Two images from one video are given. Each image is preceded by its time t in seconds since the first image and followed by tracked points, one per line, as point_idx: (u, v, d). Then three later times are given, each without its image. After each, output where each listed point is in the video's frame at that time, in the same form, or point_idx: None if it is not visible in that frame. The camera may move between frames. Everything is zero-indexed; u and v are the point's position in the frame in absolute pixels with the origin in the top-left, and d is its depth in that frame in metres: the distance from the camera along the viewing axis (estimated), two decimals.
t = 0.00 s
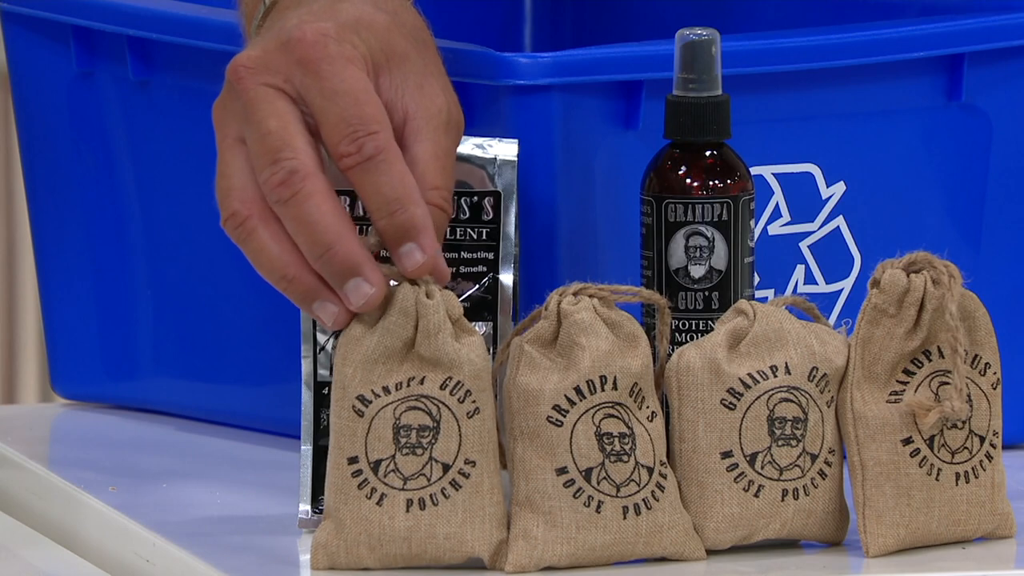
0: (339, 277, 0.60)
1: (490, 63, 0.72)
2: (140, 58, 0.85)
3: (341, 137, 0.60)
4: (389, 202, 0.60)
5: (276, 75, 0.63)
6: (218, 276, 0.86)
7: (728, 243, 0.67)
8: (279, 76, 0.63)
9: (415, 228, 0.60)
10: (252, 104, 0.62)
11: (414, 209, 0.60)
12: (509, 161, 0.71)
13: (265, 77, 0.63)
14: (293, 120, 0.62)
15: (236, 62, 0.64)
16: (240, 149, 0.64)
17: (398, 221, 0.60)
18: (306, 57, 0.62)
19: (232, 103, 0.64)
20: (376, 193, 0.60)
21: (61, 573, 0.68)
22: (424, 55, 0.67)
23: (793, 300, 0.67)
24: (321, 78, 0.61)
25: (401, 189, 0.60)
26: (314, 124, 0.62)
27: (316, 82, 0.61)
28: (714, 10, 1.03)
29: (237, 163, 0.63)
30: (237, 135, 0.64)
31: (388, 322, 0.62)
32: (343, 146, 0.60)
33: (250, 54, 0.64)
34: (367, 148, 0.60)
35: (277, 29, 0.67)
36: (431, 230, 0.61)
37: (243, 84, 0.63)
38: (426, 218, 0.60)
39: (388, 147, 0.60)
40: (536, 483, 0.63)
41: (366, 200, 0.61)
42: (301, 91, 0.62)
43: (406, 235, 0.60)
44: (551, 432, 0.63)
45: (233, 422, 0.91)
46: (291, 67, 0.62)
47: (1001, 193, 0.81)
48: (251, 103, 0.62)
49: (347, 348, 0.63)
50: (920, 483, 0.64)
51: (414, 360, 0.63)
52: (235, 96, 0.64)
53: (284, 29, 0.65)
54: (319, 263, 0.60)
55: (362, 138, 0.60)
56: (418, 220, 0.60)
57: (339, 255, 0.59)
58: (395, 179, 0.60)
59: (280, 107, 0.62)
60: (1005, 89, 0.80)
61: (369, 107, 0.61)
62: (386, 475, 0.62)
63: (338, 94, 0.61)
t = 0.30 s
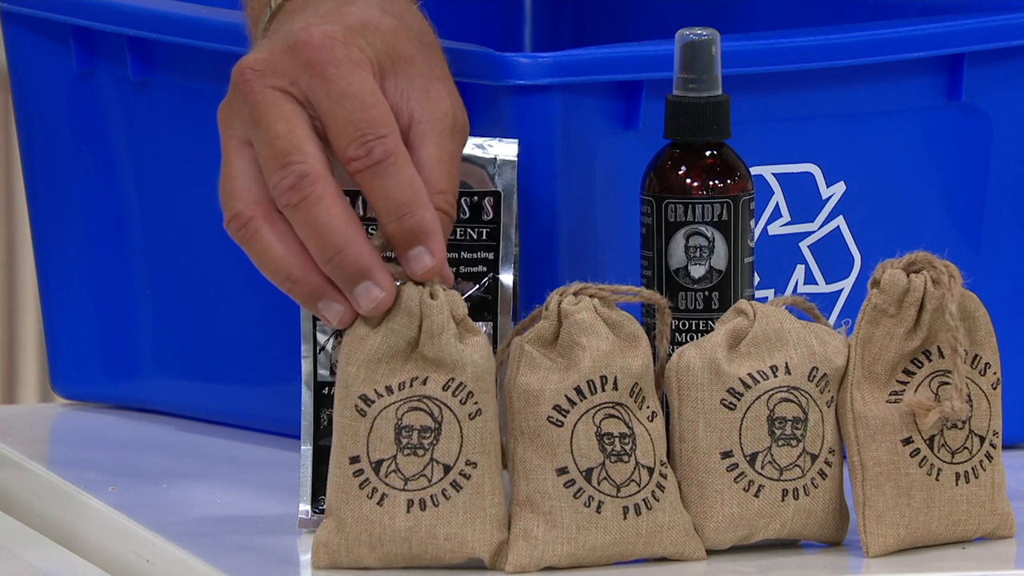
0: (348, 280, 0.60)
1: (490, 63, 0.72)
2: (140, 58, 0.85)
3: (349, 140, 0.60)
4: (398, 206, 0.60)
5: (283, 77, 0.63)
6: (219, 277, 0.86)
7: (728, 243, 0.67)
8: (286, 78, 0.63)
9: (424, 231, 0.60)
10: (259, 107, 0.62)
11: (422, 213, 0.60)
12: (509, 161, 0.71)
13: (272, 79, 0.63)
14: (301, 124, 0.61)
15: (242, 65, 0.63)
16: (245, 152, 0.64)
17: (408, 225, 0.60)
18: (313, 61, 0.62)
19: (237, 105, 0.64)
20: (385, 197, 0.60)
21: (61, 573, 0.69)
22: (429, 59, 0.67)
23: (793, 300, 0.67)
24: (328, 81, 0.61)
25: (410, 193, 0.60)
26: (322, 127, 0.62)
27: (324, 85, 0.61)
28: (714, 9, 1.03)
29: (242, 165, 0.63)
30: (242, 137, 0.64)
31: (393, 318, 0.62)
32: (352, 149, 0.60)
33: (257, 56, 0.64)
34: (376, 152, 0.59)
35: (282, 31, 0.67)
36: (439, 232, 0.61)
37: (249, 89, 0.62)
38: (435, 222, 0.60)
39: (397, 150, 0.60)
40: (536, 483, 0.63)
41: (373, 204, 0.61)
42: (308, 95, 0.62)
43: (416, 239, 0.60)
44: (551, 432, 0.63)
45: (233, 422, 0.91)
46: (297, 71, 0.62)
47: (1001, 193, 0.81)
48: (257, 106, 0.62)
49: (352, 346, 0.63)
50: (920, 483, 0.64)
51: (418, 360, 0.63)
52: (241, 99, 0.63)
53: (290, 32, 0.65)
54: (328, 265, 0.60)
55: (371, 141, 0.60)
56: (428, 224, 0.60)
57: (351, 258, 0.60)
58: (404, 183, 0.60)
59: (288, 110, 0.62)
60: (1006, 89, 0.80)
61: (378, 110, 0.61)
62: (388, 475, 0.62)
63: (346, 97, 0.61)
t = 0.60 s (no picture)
0: (351, 289, 0.60)
1: (489, 63, 0.72)
2: (140, 58, 0.85)
3: (362, 147, 0.60)
4: (408, 215, 0.60)
5: (298, 82, 0.63)
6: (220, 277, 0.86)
7: (728, 243, 0.67)
8: (302, 83, 0.62)
9: (432, 242, 0.60)
10: (272, 110, 0.62)
11: (432, 223, 0.60)
12: (509, 161, 0.71)
13: (286, 83, 0.63)
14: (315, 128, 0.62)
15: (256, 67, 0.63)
16: (252, 153, 0.63)
17: (416, 235, 0.60)
18: (330, 65, 0.62)
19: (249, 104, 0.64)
20: (395, 206, 0.60)
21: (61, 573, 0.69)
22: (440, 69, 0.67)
23: (793, 300, 0.67)
24: (345, 88, 0.61)
25: (420, 202, 0.60)
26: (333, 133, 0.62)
27: (340, 92, 0.61)
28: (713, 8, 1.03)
29: (249, 165, 0.63)
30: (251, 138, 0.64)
31: (394, 325, 0.62)
32: (365, 156, 0.60)
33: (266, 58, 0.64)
34: (390, 160, 0.59)
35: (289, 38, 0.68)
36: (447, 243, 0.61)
37: (263, 91, 0.62)
38: (443, 233, 0.60)
39: (410, 159, 0.60)
40: (536, 483, 0.63)
41: (382, 212, 0.60)
42: (322, 99, 0.62)
43: (424, 249, 0.60)
44: (551, 432, 0.63)
45: (233, 422, 0.91)
46: (312, 75, 0.62)
47: (1002, 193, 0.81)
48: (270, 109, 0.62)
49: (349, 350, 0.63)
50: (920, 483, 0.64)
51: (415, 362, 0.63)
52: (253, 100, 0.63)
53: (308, 37, 0.65)
54: (331, 273, 0.60)
55: (385, 150, 0.60)
56: (436, 235, 0.60)
57: (355, 269, 0.60)
58: (415, 193, 0.60)
59: (300, 115, 0.61)
60: (1006, 89, 0.80)
61: (392, 118, 0.61)
62: (387, 476, 0.62)
63: (360, 104, 0.61)
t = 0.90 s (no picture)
0: (350, 287, 0.60)
1: (489, 63, 0.72)
2: (140, 58, 0.85)
3: (364, 145, 0.60)
4: (407, 215, 0.60)
5: (303, 74, 0.62)
6: (219, 277, 0.86)
7: (728, 243, 0.67)
8: (306, 76, 0.62)
9: (430, 244, 0.60)
10: (275, 104, 0.61)
11: (431, 225, 0.60)
12: (509, 161, 0.71)
13: (291, 75, 0.62)
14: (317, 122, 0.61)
15: (259, 58, 0.63)
16: (253, 143, 0.63)
17: (414, 235, 0.60)
18: (335, 61, 0.62)
19: (250, 94, 0.63)
20: (394, 205, 0.60)
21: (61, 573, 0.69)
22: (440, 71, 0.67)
23: (793, 300, 0.67)
24: (349, 84, 0.61)
25: (419, 203, 0.60)
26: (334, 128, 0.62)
27: (343, 88, 0.61)
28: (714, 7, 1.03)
29: (250, 154, 0.63)
30: (250, 127, 0.63)
31: (389, 322, 0.62)
32: (366, 153, 0.60)
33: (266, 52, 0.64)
34: (392, 160, 0.59)
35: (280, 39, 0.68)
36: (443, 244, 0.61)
37: (266, 83, 0.62)
38: (440, 235, 0.61)
39: (412, 159, 0.60)
40: (536, 482, 0.63)
41: (380, 210, 0.60)
42: (325, 94, 0.62)
43: (421, 250, 0.61)
44: (551, 432, 0.63)
45: (233, 422, 0.91)
46: (315, 69, 0.62)
47: (1002, 193, 0.81)
48: (274, 102, 0.62)
49: (340, 345, 0.63)
50: (920, 483, 0.64)
51: (407, 363, 0.63)
52: (255, 92, 0.63)
53: (315, 31, 0.65)
54: (331, 270, 0.60)
55: (387, 148, 0.60)
56: (434, 235, 0.60)
57: (356, 268, 0.60)
58: (415, 193, 0.60)
59: (305, 110, 0.61)
60: (1006, 89, 0.80)
61: (394, 117, 0.61)
62: (386, 475, 0.62)
63: (363, 101, 0.61)
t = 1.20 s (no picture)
0: (350, 280, 0.61)
1: (489, 64, 0.72)
2: (140, 58, 0.85)
3: (357, 140, 0.60)
4: (398, 211, 0.60)
5: (297, 68, 0.62)
6: (220, 277, 0.86)
7: (728, 243, 0.67)
8: (300, 70, 0.62)
9: (421, 240, 0.61)
10: (271, 98, 0.62)
11: (422, 220, 0.60)
12: (509, 161, 0.71)
13: (286, 70, 0.62)
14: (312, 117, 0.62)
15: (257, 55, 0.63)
16: (248, 138, 0.63)
17: (406, 231, 0.60)
18: (329, 55, 0.62)
19: (245, 87, 0.63)
20: (386, 201, 0.60)
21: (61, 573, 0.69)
22: (431, 64, 0.67)
23: (792, 300, 0.67)
24: (343, 78, 0.61)
25: (411, 199, 0.60)
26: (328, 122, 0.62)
27: (338, 82, 0.61)
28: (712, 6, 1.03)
29: (246, 150, 0.63)
30: (246, 121, 0.63)
31: (386, 321, 0.62)
32: (358, 150, 0.60)
33: (262, 48, 0.64)
34: (383, 155, 0.60)
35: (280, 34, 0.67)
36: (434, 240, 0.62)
37: (261, 77, 0.62)
38: (432, 230, 0.61)
39: (404, 155, 0.60)
40: (536, 482, 0.63)
41: (373, 204, 0.61)
42: (319, 88, 0.62)
43: (413, 246, 0.61)
44: (551, 432, 0.63)
45: (233, 422, 0.91)
46: (310, 63, 0.62)
47: (1001, 193, 0.81)
48: (270, 96, 0.62)
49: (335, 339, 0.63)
50: (920, 483, 0.64)
51: (407, 360, 0.63)
52: (250, 85, 0.63)
53: (307, 24, 0.65)
54: (331, 263, 0.60)
55: (380, 144, 0.60)
56: (427, 231, 0.61)
57: (356, 260, 0.60)
58: (407, 189, 0.60)
59: (300, 104, 0.61)
60: (1005, 89, 0.80)
61: (388, 113, 0.61)
62: (394, 474, 0.62)
63: (356, 96, 0.61)
